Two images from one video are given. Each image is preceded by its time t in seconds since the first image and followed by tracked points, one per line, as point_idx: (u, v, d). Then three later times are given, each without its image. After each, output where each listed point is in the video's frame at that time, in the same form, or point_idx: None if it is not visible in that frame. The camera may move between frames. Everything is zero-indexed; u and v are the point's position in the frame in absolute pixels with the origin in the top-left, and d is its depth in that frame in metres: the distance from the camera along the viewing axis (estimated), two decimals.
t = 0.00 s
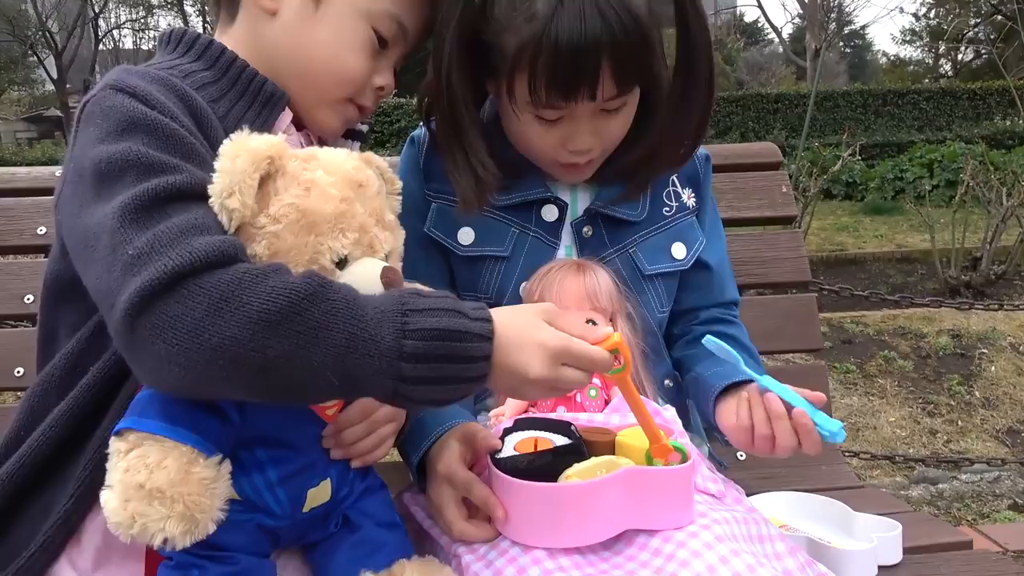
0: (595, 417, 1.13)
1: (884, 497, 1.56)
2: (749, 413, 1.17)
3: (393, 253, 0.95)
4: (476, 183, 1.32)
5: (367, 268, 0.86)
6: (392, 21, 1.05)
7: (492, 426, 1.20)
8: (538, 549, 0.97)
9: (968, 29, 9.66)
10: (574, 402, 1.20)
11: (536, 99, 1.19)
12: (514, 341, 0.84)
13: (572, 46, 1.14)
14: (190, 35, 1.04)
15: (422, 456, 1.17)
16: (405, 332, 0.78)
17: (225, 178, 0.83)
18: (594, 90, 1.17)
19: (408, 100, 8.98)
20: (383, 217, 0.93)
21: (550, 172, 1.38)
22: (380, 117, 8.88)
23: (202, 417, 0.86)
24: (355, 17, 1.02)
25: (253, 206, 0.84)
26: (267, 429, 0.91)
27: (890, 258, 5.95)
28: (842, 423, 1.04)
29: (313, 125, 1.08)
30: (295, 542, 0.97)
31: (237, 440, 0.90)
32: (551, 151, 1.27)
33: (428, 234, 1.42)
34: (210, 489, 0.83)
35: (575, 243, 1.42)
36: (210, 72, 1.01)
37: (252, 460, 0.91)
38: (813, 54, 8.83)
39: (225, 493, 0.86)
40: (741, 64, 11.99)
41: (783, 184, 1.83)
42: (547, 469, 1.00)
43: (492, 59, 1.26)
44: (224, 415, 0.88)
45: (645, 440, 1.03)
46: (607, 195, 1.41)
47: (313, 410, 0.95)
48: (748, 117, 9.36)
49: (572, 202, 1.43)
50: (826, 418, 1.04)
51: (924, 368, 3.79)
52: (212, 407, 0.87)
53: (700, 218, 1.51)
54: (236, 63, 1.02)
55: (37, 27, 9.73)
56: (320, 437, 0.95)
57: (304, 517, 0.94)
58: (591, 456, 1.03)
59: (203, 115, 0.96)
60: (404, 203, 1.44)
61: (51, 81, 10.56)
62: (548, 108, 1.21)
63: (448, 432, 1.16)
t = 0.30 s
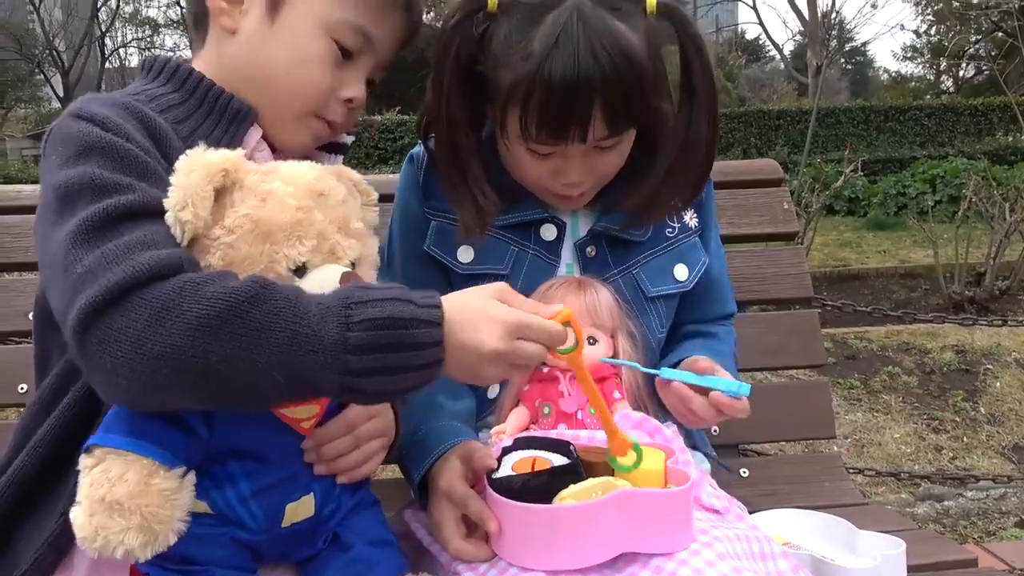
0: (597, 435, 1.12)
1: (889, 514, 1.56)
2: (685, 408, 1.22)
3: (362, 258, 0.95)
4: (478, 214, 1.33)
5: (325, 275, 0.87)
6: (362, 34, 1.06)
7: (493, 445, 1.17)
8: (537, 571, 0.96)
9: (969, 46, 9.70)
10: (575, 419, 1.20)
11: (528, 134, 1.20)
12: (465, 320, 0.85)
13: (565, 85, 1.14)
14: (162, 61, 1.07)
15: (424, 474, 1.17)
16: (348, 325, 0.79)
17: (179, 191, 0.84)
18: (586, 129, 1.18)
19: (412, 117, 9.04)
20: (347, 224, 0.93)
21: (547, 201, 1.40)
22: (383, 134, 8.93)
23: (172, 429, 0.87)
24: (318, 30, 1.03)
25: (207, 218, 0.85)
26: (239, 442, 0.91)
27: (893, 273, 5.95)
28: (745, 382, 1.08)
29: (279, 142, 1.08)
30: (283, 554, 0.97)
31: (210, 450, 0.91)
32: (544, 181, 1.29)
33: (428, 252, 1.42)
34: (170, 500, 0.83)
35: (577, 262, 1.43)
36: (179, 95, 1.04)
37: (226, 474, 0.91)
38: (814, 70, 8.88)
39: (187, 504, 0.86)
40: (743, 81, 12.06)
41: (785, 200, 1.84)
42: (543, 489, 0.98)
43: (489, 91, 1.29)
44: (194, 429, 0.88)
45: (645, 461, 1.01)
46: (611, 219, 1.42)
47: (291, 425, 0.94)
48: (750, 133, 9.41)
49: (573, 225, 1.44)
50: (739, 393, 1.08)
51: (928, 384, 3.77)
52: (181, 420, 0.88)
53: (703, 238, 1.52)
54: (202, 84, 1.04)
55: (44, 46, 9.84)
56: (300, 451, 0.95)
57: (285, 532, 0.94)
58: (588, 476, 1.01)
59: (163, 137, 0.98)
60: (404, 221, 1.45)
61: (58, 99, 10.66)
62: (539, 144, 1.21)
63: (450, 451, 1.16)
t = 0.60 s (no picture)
0: (605, 449, 1.11)
1: (896, 529, 1.55)
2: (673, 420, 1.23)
3: (126, 257, 0.96)
4: (482, 227, 1.34)
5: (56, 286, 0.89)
6: (206, 59, 1.05)
7: (499, 457, 1.18)
8: None
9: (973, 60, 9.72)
10: (582, 432, 1.19)
11: (532, 150, 1.21)
12: None
13: (568, 102, 1.14)
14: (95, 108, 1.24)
15: (431, 484, 1.18)
16: None
17: None
18: (589, 145, 1.18)
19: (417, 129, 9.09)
20: (89, 231, 0.94)
21: (552, 214, 1.40)
22: (389, 145, 8.96)
23: None
24: (162, 59, 1.06)
25: None
26: (62, 471, 0.99)
27: (898, 287, 5.94)
28: (731, 394, 1.15)
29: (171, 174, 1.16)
30: (208, 553, 1.05)
31: (55, 484, 0.99)
32: (549, 195, 1.29)
33: (434, 265, 1.43)
34: None
35: (582, 275, 1.43)
36: (91, 140, 1.21)
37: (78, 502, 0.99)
38: (818, 84, 8.91)
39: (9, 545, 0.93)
40: (748, 94, 12.11)
41: (791, 214, 1.84)
42: (551, 504, 0.98)
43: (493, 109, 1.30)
44: (21, 478, 0.98)
45: (652, 476, 1.01)
46: (618, 231, 1.42)
47: (121, 428, 0.98)
48: (755, 146, 9.43)
49: (578, 237, 1.43)
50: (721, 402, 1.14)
51: (934, 398, 3.76)
52: (8, 472, 0.98)
53: (708, 251, 1.52)
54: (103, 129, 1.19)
55: (54, 58, 9.93)
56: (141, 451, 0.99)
57: (171, 534, 1.00)
58: (594, 490, 1.01)
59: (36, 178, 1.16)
60: (410, 233, 1.45)
61: (67, 111, 10.75)
62: (543, 161, 1.22)
63: (454, 464, 1.17)
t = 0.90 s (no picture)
0: (630, 458, 1.10)
1: (924, 545, 1.52)
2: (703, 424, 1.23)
3: (19, 278, 0.98)
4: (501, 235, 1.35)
5: None
6: (104, 99, 1.02)
7: (524, 465, 1.17)
8: None
9: (995, 69, 9.61)
10: (607, 442, 1.19)
11: (551, 156, 1.20)
12: None
13: (585, 107, 1.14)
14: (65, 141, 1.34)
15: (456, 493, 1.18)
16: None
17: None
18: (608, 150, 1.17)
19: (435, 139, 9.13)
20: None
21: (573, 220, 1.39)
22: (406, 155, 9.00)
23: None
24: (81, 92, 1.05)
25: None
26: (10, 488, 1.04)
27: (920, 299, 5.87)
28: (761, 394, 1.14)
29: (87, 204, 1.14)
30: (181, 548, 1.07)
31: (13, 505, 1.05)
32: (570, 201, 1.28)
33: (458, 273, 1.43)
34: None
35: (605, 284, 1.42)
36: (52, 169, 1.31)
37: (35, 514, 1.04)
38: (838, 94, 8.84)
39: None
40: (767, 105, 12.04)
41: (816, 224, 1.82)
42: (576, 512, 0.97)
43: (512, 117, 1.29)
44: None
45: (679, 485, 1.00)
46: (641, 240, 1.41)
47: (56, 439, 1.02)
48: (774, 156, 9.38)
49: (602, 245, 1.43)
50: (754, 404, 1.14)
51: (959, 413, 3.69)
52: None
53: (732, 261, 1.50)
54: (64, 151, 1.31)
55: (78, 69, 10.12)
56: (80, 452, 1.03)
57: (129, 533, 1.03)
58: (622, 499, 1.00)
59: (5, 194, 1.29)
60: (434, 242, 1.46)
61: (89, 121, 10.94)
62: (562, 165, 1.21)
63: (479, 472, 1.17)
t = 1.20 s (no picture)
0: (681, 470, 1.10)
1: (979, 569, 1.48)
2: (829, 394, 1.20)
3: (74, 295, 1.02)
4: (552, 241, 1.37)
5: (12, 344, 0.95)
6: (174, 97, 1.07)
7: (573, 475, 1.18)
8: None
9: None
10: (657, 454, 1.18)
11: (607, 159, 1.21)
12: None
13: (642, 109, 1.15)
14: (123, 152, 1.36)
15: (506, 500, 1.19)
16: None
17: None
18: (666, 151, 1.18)
19: (478, 149, 9.21)
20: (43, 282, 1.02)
21: (627, 226, 1.39)
22: (449, 164, 9.08)
23: (21, 520, 1.07)
24: (146, 96, 1.10)
25: None
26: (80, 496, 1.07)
27: (972, 318, 5.71)
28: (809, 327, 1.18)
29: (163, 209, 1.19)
30: (245, 552, 1.10)
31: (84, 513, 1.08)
32: (627, 206, 1.28)
33: (509, 282, 1.45)
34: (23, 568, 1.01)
35: (657, 295, 1.42)
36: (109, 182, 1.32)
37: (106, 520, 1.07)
38: (888, 107, 8.68)
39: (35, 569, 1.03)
40: (814, 117, 11.87)
41: (869, 239, 1.80)
42: (627, 522, 0.97)
43: (567, 124, 1.30)
44: (46, 513, 1.07)
45: (733, 498, 0.99)
46: (692, 249, 1.40)
47: (127, 454, 1.06)
48: (821, 170, 9.23)
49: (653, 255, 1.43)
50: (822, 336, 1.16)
51: (1013, 436, 3.58)
52: (32, 506, 1.08)
53: (785, 270, 1.49)
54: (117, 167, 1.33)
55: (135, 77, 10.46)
56: (151, 466, 1.07)
57: (196, 542, 1.06)
58: (672, 511, 1.00)
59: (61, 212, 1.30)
60: (487, 250, 1.48)
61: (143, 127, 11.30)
62: (617, 170, 1.22)
63: (529, 481, 1.18)
